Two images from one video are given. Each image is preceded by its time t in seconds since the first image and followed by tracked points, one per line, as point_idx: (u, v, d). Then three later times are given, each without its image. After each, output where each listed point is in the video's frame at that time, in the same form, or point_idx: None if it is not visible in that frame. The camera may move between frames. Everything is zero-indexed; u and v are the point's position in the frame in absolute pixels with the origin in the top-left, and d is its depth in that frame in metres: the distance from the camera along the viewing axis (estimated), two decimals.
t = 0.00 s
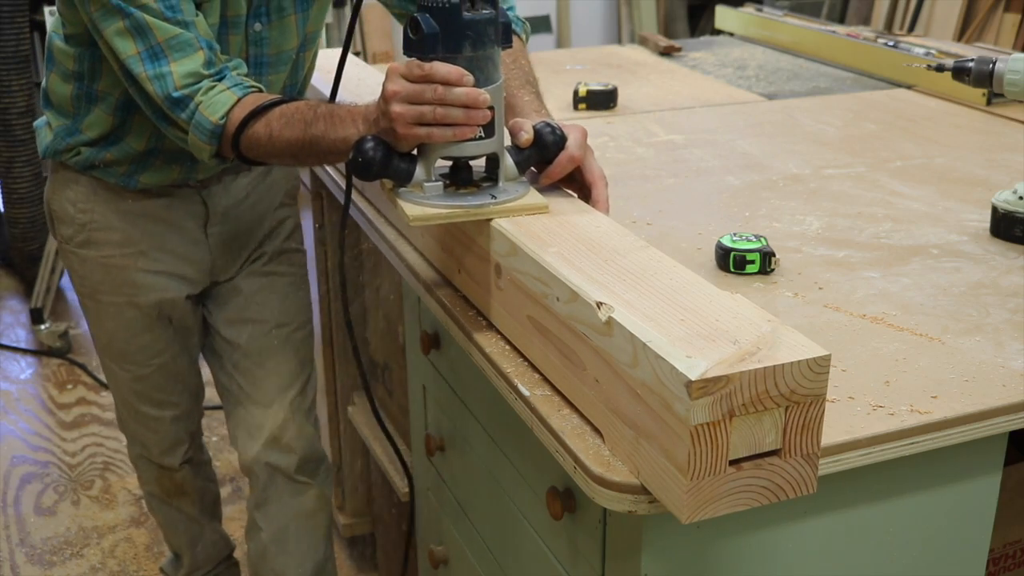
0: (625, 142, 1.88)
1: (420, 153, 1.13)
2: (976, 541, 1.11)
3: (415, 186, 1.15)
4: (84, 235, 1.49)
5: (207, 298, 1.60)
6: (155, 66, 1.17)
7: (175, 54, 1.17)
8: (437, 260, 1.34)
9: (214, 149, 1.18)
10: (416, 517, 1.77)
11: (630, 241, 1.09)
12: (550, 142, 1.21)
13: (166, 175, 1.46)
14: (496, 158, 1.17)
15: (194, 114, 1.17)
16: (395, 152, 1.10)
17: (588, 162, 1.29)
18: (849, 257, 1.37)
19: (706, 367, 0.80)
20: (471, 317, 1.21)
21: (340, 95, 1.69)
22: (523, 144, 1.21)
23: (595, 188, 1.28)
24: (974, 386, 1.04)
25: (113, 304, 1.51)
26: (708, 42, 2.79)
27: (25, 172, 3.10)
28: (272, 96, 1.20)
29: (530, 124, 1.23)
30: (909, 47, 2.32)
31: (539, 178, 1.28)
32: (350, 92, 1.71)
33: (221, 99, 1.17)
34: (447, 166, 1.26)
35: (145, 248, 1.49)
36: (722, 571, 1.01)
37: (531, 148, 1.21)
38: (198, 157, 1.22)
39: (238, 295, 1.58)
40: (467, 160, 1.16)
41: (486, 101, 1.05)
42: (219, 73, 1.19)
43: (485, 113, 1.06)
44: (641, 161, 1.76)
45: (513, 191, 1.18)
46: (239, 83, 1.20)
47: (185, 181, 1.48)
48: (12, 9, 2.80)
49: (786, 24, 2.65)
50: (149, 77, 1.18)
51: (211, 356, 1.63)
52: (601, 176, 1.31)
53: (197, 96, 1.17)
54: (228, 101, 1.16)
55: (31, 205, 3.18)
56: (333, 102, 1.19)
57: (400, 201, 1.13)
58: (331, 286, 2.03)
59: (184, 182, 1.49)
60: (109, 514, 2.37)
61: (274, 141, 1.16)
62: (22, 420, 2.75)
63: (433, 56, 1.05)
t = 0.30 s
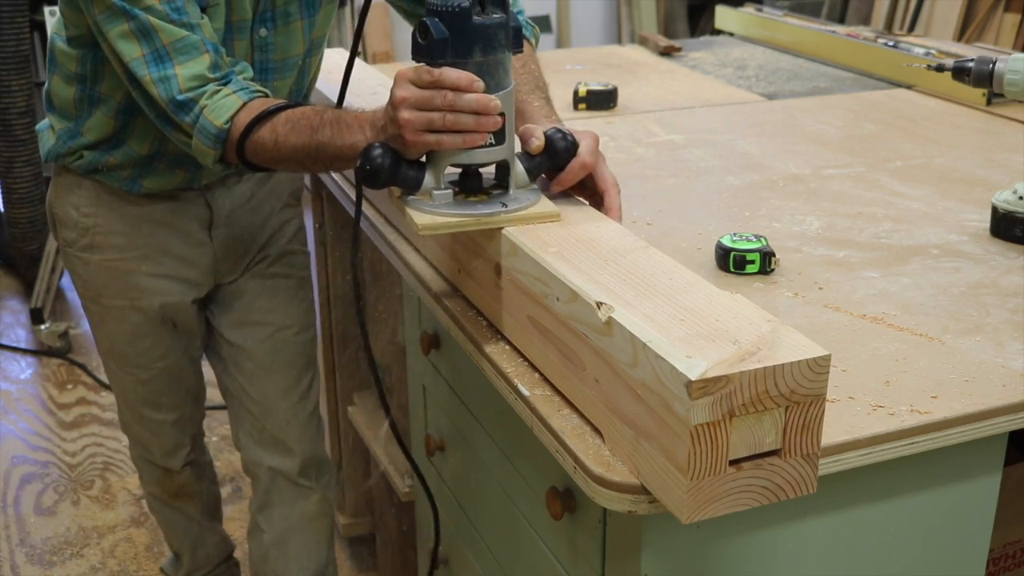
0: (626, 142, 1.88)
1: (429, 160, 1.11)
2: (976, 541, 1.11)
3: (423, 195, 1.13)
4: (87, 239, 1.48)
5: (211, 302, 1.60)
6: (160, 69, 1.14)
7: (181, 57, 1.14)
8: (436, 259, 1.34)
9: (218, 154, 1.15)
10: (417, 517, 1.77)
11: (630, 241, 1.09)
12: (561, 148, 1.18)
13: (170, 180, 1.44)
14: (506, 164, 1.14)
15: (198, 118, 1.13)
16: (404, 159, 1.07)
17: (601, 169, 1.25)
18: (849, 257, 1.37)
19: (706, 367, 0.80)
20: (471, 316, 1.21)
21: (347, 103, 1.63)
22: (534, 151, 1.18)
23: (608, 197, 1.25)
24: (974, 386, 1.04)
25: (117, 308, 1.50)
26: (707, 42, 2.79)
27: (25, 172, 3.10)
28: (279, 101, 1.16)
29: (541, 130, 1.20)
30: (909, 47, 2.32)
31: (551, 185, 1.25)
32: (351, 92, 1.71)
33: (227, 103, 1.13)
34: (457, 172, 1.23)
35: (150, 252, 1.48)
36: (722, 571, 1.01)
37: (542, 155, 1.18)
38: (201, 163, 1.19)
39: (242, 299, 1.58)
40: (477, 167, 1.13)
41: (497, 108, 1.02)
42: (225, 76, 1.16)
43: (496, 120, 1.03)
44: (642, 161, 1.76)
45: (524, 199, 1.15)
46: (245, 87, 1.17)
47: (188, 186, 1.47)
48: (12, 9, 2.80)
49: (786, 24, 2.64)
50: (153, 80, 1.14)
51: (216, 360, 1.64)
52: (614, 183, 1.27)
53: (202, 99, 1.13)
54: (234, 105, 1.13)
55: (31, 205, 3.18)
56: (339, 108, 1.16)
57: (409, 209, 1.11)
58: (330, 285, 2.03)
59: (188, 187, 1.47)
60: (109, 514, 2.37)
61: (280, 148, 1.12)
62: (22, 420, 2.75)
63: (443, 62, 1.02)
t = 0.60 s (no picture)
0: (625, 142, 1.88)
1: (440, 168, 1.09)
2: (975, 541, 1.11)
3: (433, 204, 1.10)
4: (85, 242, 1.48)
5: (211, 304, 1.61)
6: (167, 69, 1.13)
7: (189, 58, 1.13)
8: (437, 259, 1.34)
9: (224, 157, 1.14)
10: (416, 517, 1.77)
11: (631, 241, 1.09)
12: (574, 156, 1.15)
13: (170, 184, 1.44)
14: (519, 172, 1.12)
15: (204, 119, 1.12)
16: (413, 167, 1.06)
17: (615, 177, 1.22)
18: (849, 257, 1.37)
19: (706, 367, 0.80)
20: (471, 317, 1.22)
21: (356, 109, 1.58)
22: (547, 159, 1.15)
23: (622, 205, 1.22)
24: (974, 386, 1.04)
25: (116, 311, 1.50)
26: (708, 42, 2.79)
27: (25, 172, 3.10)
28: (286, 105, 1.15)
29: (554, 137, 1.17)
30: (909, 47, 2.32)
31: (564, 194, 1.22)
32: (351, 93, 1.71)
33: (234, 106, 1.12)
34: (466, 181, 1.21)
35: (149, 255, 1.47)
36: (722, 571, 1.01)
37: (555, 163, 1.15)
38: (206, 166, 1.18)
39: (242, 300, 1.59)
40: (488, 176, 1.11)
41: (509, 113, 1.01)
42: (232, 79, 1.15)
43: (508, 126, 1.02)
44: (642, 161, 1.76)
45: (536, 208, 1.13)
46: (253, 90, 1.16)
47: (187, 191, 1.47)
48: (12, 9, 2.80)
49: (786, 24, 2.64)
50: (160, 80, 1.13)
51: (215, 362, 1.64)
52: (628, 192, 1.24)
53: (208, 101, 1.12)
54: (241, 108, 1.12)
55: (31, 205, 3.17)
56: (346, 114, 1.15)
57: (418, 218, 1.08)
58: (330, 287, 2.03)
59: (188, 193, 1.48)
60: (109, 514, 2.37)
61: (286, 153, 1.11)
62: (22, 420, 2.75)
63: (454, 67, 1.01)
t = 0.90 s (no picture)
0: (625, 142, 1.88)
1: (452, 176, 1.06)
2: (975, 541, 1.11)
3: (445, 213, 1.08)
4: (88, 247, 1.48)
5: (212, 308, 1.60)
6: (173, 72, 1.13)
7: (195, 60, 1.13)
8: (435, 259, 1.34)
9: (229, 162, 1.13)
10: (416, 517, 1.77)
11: (631, 241, 1.09)
12: (589, 164, 1.13)
13: (171, 190, 1.45)
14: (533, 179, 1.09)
15: (210, 123, 1.11)
16: (424, 176, 1.03)
17: (629, 186, 1.20)
18: (849, 257, 1.37)
19: (706, 367, 0.80)
20: (470, 317, 1.22)
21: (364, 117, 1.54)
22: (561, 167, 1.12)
23: (637, 215, 1.20)
24: (974, 386, 1.04)
25: (118, 316, 1.49)
26: (708, 42, 2.79)
27: (25, 172, 3.10)
28: (293, 111, 1.14)
29: (568, 144, 1.14)
30: (910, 47, 2.32)
31: (577, 203, 1.19)
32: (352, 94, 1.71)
33: (241, 110, 1.11)
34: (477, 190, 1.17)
35: (151, 260, 1.47)
36: (721, 572, 1.01)
37: (569, 171, 1.12)
38: (210, 170, 1.17)
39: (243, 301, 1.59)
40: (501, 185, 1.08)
41: (523, 121, 0.98)
42: (239, 82, 1.15)
43: (521, 135, 0.99)
44: (641, 161, 1.76)
45: (551, 218, 1.10)
46: (259, 94, 1.15)
47: (189, 197, 1.48)
48: (12, 9, 2.80)
49: (786, 24, 2.64)
50: (166, 82, 1.13)
51: (216, 365, 1.64)
52: (643, 199, 1.22)
53: (214, 104, 1.12)
54: (247, 112, 1.11)
55: (31, 205, 3.18)
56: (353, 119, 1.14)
57: (430, 227, 1.06)
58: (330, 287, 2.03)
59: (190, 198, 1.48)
60: (109, 514, 2.37)
61: (293, 159, 1.10)
62: (22, 420, 2.75)
63: (466, 73, 0.97)
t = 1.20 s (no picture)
0: (625, 142, 1.87)
1: (461, 184, 1.05)
2: (975, 541, 1.11)
3: (454, 222, 1.06)
4: (98, 255, 1.48)
5: (228, 315, 1.61)
6: (179, 71, 1.13)
7: (203, 61, 1.13)
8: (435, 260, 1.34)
9: (233, 164, 1.12)
10: (416, 517, 1.77)
11: (631, 243, 1.09)
12: (600, 171, 1.12)
13: (183, 194, 1.44)
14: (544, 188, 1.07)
15: (214, 125, 1.11)
16: (433, 183, 1.03)
17: (643, 194, 1.19)
18: (849, 257, 1.37)
19: (706, 367, 0.80)
20: (471, 318, 1.21)
21: (369, 120, 1.53)
22: (572, 174, 1.12)
23: (650, 223, 1.18)
24: (974, 386, 1.04)
25: (125, 321, 1.49)
26: (708, 42, 2.79)
27: (25, 172, 3.10)
28: (299, 115, 1.14)
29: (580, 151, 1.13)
30: (910, 47, 2.32)
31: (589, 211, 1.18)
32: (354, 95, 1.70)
33: (246, 112, 1.11)
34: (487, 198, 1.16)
35: (156, 264, 1.47)
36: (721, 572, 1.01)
37: (580, 178, 1.12)
38: (214, 174, 1.16)
39: (249, 305, 1.60)
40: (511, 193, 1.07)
41: (535, 127, 0.97)
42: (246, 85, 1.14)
43: (532, 142, 0.98)
44: (642, 161, 1.76)
45: (563, 225, 1.08)
46: (267, 97, 1.15)
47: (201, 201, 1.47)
48: (12, 9, 2.80)
49: (786, 24, 2.64)
50: (171, 82, 1.13)
51: (229, 371, 1.65)
52: (657, 208, 1.20)
53: (219, 106, 1.11)
54: (253, 115, 1.11)
55: (31, 205, 3.17)
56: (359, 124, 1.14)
57: (438, 235, 1.04)
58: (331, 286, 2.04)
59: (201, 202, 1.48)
60: (109, 514, 2.37)
61: (298, 163, 1.09)
62: (22, 420, 2.75)
63: (477, 79, 0.97)
